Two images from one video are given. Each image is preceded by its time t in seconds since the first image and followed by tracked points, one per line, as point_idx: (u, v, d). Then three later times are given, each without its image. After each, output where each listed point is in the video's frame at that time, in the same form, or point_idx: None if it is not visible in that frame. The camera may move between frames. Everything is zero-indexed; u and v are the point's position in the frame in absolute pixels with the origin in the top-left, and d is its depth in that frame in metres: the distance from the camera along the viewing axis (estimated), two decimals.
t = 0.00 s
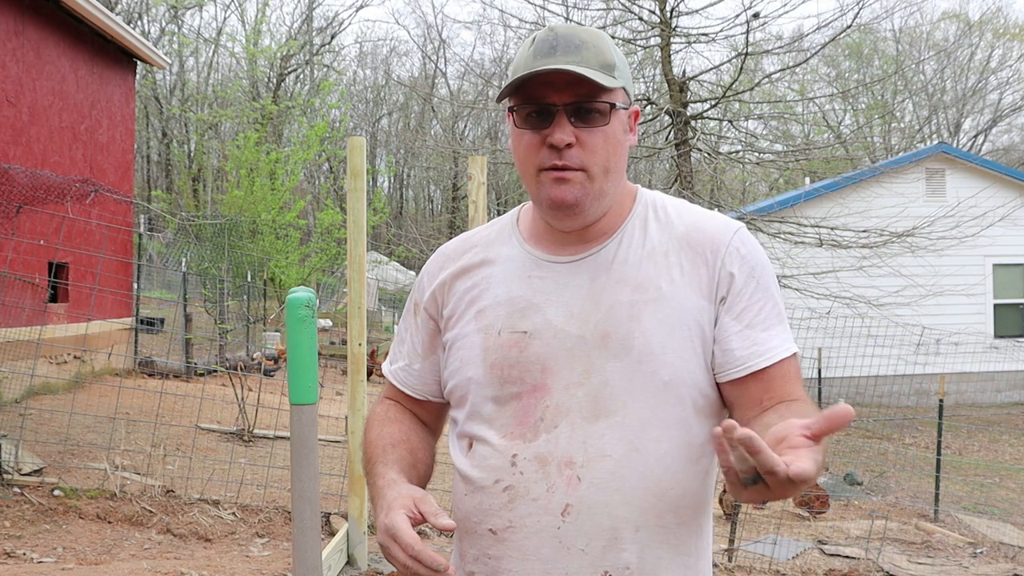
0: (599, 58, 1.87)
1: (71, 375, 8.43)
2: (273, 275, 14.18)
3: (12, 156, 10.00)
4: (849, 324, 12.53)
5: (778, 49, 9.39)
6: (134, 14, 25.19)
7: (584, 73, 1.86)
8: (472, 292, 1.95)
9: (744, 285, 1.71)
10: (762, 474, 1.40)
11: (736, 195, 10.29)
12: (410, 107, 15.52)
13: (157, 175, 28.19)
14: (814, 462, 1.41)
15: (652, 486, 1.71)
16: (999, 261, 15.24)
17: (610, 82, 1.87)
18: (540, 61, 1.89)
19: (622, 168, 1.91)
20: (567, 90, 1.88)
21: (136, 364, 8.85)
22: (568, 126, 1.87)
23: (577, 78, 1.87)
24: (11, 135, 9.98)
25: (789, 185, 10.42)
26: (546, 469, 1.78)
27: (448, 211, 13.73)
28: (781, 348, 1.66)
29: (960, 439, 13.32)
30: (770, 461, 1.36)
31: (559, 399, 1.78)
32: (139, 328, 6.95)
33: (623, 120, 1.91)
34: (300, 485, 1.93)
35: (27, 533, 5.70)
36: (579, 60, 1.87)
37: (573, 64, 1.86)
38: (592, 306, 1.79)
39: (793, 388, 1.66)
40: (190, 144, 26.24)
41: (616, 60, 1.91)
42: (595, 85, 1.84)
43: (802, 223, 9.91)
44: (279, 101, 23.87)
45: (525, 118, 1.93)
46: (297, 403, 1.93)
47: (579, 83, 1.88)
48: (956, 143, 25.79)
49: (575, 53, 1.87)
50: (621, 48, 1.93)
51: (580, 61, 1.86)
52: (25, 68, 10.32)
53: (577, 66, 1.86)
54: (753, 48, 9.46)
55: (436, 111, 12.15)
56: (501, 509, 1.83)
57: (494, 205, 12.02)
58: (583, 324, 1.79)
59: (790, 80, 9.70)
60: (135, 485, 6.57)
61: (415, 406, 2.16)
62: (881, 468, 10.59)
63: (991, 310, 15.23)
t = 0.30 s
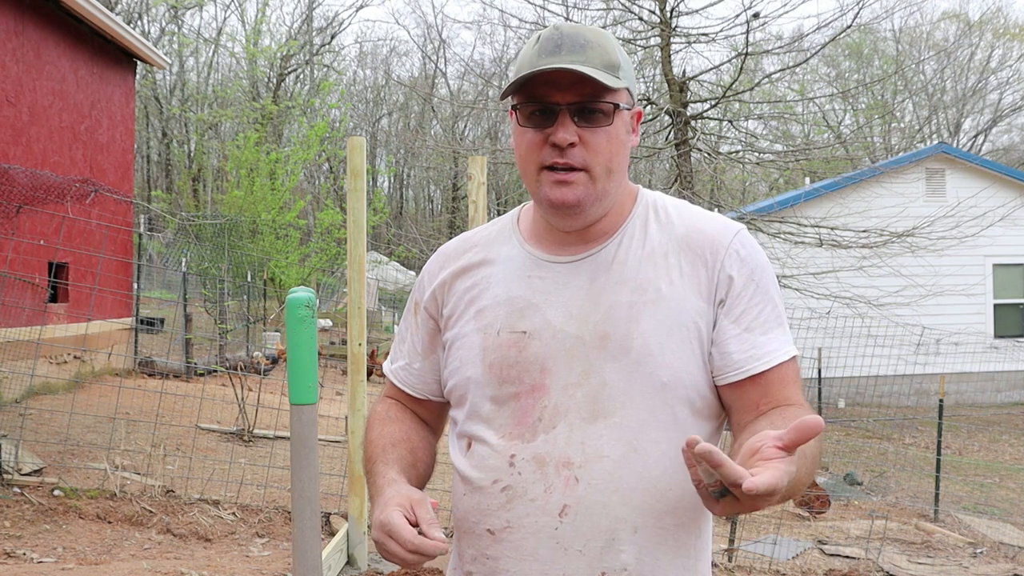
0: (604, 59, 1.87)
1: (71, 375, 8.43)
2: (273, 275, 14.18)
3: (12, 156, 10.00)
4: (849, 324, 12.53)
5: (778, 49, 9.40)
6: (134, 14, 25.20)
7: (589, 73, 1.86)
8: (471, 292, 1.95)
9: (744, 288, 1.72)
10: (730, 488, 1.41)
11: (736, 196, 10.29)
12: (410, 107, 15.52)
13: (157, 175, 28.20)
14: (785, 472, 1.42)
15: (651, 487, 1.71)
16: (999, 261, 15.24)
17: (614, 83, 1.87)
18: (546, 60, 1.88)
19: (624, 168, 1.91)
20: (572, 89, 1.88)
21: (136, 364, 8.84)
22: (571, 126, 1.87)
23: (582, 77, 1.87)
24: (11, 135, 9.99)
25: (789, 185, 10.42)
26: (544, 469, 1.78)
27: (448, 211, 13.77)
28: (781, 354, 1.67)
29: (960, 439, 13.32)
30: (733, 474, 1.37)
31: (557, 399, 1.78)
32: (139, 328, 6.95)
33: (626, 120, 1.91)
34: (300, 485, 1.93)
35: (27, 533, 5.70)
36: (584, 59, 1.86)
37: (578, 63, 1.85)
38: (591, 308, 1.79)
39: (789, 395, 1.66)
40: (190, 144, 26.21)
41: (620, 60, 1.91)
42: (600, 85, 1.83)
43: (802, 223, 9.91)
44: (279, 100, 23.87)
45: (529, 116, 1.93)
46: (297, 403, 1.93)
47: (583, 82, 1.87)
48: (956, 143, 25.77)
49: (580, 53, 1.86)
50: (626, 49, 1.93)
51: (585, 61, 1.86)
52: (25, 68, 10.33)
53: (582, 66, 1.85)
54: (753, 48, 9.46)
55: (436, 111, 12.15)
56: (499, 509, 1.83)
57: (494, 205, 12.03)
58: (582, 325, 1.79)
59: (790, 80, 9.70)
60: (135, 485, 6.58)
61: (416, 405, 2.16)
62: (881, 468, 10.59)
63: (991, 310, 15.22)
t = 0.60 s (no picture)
0: (614, 58, 1.88)
1: (71, 375, 8.44)
2: (273, 275, 14.19)
3: (12, 156, 10.00)
4: (849, 324, 12.52)
5: (778, 49, 9.40)
6: (134, 14, 25.22)
7: (598, 72, 1.86)
8: (473, 291, 1.95)
9: (742, 280, 1.70)
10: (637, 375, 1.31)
11: (736, 196, 10.30)
12: (410, 107, 15.53)
13: (157, 175, 28.22)
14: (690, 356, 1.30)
15: (653, 484, 1.70)
16: (999, 261, 15.24)
17: (623, 84, 1.87)
18: (555, 58, 1.88)
19: (628, 168, 1.91)
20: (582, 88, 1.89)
21: (136, 365, 8.84)
22: (579, 125, 1.87)
23: (592, 77, 1.87)
24: (11, 135, 9.99)
25: (789, 185, 10.43)
26: (547, 468, 1.78)
27: (449, 211, 13.81)
28: (773, 341, 1.61)
29: (960, 439, 13.32)
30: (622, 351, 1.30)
31: (559, 398, 1.78)
32: (139, 328, 6.95)
33: (633, 121, 1.92)
34: (301, 484, 1.91)
35: (27, 533, 5.70)
36: (593, 59, 1.86)
37: (589, 62, 1.86)
38: (593, 305, 1.80)
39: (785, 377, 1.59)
40: (190, 144, 26.20)
41: (629, 62, 1.92)
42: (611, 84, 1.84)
43: (802, 223, 9.91)
44: (279, 101, 23.87)
45: (536, 114, 1.93)
46: (297, 403, 1.91)
47: (593, 82, 1.88)
48: (957, 143, 25.76)
49: (592, 51, 1.87)
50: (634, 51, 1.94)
51: (596, 60, 1.87)
52: (25, 68, 10.32)
53: (593, 65, 1.86)
54: (753, 48, 9.46)
55: (436, 112, 12.15)
56: (502, 508, 1.83)
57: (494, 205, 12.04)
58: (584, 324, 1.79)
59: (790, 81, 9.70)
60: (135, 485, 6.57)
61: (416, 405, 2.16)
62: (881, 468, 10.60)
63: (991, 310, 15.22)
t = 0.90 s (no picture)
0: (640, 59, 1.86)
1: (71, 376, 8.45)
2: (273, 275, 14.19)
3: (12, 156, 10.00)
4: (849, 324, 12.52)
5: (778, 49, 9.40)
6: (134, 14, 25.21)
7: (626, 70, 1.84)
8: (474, 289, 1.96)
9: (722, 257, 1.68)
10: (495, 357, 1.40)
11: (736, 196, 10.31)
12: (409, 107, 15.53)
13: (157, 175, 28.23)
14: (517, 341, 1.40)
15: (654, 475, 1.70)
16: (999, 261, 15.24)
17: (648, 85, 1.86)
18: (584, 51, 1.86)
19: (642, 169, 1.90)
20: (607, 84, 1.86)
21: (136, 365, 8.84)
22: (599, 120, 1.86)
23: (617, 75, 1.85)
24: (11, 135, 9.99)
25: (789, 185, 10.43)
26: (549, 463, 1.78)
27: (448, 211, 13.83)
28: (734, 304, 1.56)
29: (960, 439, 13.32)
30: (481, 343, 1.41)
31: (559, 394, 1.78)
32: (139, 328, 6.95)
33: (650, 122, 1.91)
34: (302, 484, 1.82)
35: (27, 534, 5.70)
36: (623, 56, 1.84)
37: (617, 58, 1.83)
38: (589, 299, 1.81)
39: (750, 336, 1.50)
40: (190, 144, 26.18)
41: (655, 63, 1.90)
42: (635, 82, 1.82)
43: (802, 223, 9.91)
44: (279, 101, 23.86)
45: (558, 105, 1.91)
46: (297, 403, 1.83)
47: (619, 79, 1.86)
48: (956, 143, 25.77)
49: (621, 48, 1.84)
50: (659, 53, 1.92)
51: (624, 58, 1.84)
52: (25, 68, 10.32)
53: (620, 62, 1.83)
54: (753, 48, 9.46)
55: (436, 112, 12.15)
56: (505, 506, 1.83)
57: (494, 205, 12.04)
58: (583, 319, 1.81)
59: (790, 81, 9.70)
60: (135, 485, 6.57)
61: (415, 402, 2.15)
62: (881, 468, 10.60)
63: (991, 310, 15.22)
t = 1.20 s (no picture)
0: (611, 55, 1.88)
1: (71, 376, 8.45)
2: (273, 275, 14.19)
3: (12, 156, 10.00)
4: (849, 324, 12.52)
5: (778, 49, 9.40)
6: (134, 14, 25.21)
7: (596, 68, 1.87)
8: (473, 290, 1.96)
9: (729, 264, 1.67)
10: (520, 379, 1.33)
11: (736, 195, 10.31)
12: (409, 107, 15.54)
13: (157, 175, 28.24)
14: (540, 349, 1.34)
15: (648, 480, 1.70)
16: (998, 261, 15.25)
17: (619, 79, 1.87)
18: (554, 54, 1.90)
19: (627, 167, 1.91)
20: (577, 84, 1.89)
21: (136, 365, 8.84)
22: (574, 120, 1.89)
23: (588, 73, 1.88)
24: (11, 135, 9.99)
25: (789, 185, 10.44)
26: (543, 466, 1.78)
27: (448, 211, 13.85)
28: (749, 317, 1.55)
29: (960, 439, 13.33)
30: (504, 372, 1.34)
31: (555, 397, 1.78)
32: (139, 328, 6.94)
33: (632, 118, 1.91)
34: (301, 486, 1.81)
35: (27, 533, 5.70)
36: (591, 55, 1.88)
37: (585, 58, 1.87)
38: (587, 303, 1.80)
39: (766, 344, 1.50)
40: (190, 144, 26.17)
41: (630, 57, 1.91)
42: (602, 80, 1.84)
43: (802, 222, 9.90)
44: (279, 101, 23.86)
45: (538, 110, 1.96)
46: (297, 403, 1.81)
47: (589, 78, 1.88)
48: (956, 143, 25.79)
49: (589, 48, 1.88)
50: (635, 48, 1.94)
51: (593, 57, 1.88)
52: (25, 68, 10.32)
53: (588, 61, 1.87)
54: (753, 48, 9.46)
55: (436, 112, 12.15)
56: (498, 506, 1.83)
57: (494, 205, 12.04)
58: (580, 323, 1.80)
59: (790, 81, 9.70)
60: (135, 485, 6.57)
61: (421, 403, 2.16)
62: (880, 467, 10.60)
63: (991, 310, 15.22)
